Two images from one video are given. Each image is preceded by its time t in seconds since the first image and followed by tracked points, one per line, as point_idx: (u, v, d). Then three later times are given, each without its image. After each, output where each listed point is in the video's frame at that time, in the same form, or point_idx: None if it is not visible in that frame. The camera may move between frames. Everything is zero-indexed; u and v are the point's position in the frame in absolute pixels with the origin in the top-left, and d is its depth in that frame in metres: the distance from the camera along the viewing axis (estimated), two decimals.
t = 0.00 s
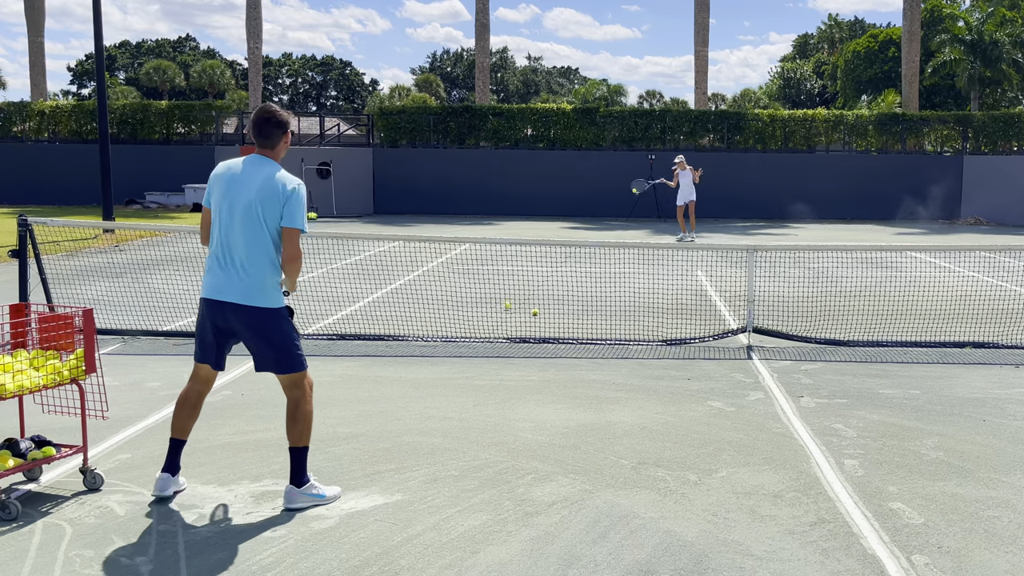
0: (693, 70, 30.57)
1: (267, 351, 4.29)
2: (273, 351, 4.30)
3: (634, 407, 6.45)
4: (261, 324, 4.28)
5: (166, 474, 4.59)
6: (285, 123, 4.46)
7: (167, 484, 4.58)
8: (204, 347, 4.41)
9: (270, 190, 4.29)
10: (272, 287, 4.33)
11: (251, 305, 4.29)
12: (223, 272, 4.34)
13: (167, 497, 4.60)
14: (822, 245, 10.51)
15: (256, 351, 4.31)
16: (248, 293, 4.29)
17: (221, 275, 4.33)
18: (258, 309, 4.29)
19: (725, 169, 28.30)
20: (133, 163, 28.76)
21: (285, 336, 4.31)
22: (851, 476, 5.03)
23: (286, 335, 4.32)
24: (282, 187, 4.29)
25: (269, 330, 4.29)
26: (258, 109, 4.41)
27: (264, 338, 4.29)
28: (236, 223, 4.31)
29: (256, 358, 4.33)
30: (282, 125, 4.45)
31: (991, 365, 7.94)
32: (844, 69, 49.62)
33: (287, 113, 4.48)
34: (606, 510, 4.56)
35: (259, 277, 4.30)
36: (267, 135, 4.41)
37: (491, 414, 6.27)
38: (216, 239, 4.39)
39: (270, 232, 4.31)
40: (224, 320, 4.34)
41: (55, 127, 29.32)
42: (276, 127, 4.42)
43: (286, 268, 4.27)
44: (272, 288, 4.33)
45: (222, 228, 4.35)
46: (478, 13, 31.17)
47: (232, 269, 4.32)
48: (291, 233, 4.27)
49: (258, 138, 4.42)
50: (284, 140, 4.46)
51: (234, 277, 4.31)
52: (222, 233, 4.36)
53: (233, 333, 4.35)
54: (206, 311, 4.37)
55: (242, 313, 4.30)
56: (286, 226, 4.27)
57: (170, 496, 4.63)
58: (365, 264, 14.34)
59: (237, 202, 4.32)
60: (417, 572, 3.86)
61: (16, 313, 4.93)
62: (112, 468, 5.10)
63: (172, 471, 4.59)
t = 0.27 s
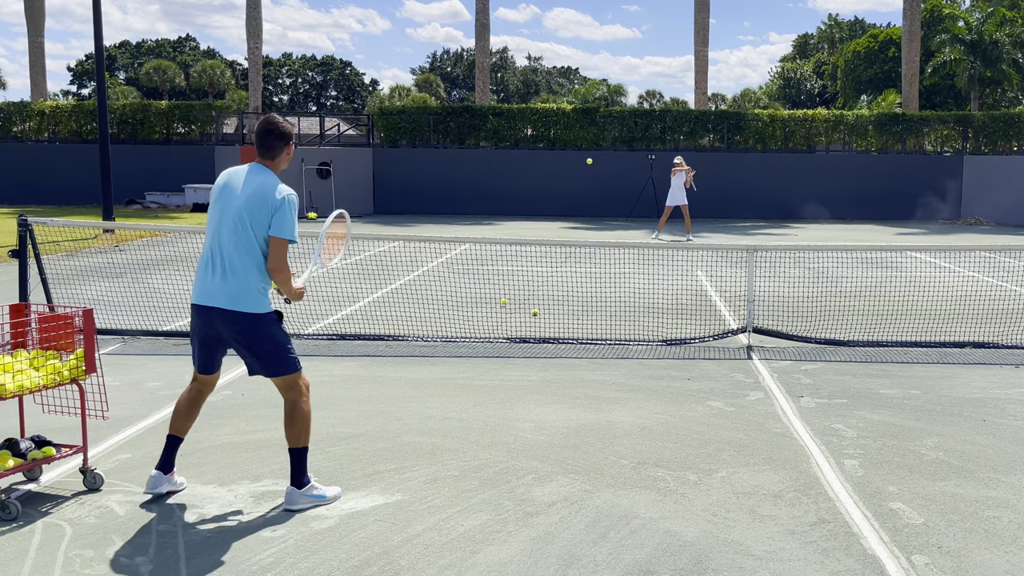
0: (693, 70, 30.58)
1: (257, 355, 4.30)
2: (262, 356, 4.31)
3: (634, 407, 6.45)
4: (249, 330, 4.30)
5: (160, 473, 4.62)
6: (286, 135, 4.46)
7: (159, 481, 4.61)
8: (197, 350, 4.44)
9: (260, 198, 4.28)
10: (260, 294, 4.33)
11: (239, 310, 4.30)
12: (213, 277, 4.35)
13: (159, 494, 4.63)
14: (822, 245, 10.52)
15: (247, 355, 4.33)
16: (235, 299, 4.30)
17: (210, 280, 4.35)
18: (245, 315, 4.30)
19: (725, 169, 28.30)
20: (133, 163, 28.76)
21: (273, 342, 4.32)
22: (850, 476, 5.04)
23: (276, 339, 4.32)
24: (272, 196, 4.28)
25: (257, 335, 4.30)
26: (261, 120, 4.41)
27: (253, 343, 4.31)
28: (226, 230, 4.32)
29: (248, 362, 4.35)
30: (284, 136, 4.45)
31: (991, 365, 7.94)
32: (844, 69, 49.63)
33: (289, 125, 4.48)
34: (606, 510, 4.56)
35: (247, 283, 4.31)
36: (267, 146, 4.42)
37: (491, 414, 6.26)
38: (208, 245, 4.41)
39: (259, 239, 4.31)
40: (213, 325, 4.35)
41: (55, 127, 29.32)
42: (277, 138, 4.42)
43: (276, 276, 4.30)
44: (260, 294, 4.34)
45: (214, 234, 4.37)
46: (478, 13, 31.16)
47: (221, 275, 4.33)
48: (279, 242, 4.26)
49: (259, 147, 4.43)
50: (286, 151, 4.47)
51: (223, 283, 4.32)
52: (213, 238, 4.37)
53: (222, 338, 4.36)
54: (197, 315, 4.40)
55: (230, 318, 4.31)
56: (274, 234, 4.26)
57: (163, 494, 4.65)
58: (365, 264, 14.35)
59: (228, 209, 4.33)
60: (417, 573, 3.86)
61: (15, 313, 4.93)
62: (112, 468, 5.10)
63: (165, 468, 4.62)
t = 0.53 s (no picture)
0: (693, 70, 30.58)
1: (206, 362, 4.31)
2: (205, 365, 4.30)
3: (634, 407, 6.45)
4: (193, 338, 4.30)
5: (147, 477, 4.60)
6: (271, 152, 4.41)
7: (146, 487, 4.60)
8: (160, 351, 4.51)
9: (216, 211, 4.26)
10: (207, 304, 4.31)
11: (184, 317, 4.30)
12: (168, 282, 4.38)
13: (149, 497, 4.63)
14: (822, 245, 10.52)
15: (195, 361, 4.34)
16: (182, 306, 4.30)
17: (165, 285, 4.37)
18: (189, 322, 4.29)
19: (725, 169, 28.30)
20: (133, 163, 28.76)
21: (216, 351, 4.30)
22: (851, 477, 5.03)
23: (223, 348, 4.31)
24: (226, 209, 4.24)
25: (198, 342, 4.29)
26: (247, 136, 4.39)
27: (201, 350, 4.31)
28: (184, 238, 4.32)
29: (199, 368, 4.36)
30: (266, 153, 4.40)
31: (991, 365, 7.94)
32: (844, 68, 49.62)
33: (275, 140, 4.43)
34: (606, 510, 4.56)
35: (195, 293, 4.29)
36: (247, 163, 4.38)
37: (491, 414, 6.26)
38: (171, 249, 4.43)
39: (211, 251, 4.28)
40: (164, 329, 4.38)
41: (55, 127, 29.31)
42: (259, 155, 4.38)
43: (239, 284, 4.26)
44: (213, 303, 4.33)
45: (176, 240, 4.39)
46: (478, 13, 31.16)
47: (174, 281, 4.35)
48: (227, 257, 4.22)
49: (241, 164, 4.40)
50: (268, 169, 4.42)
51: (176, 290, 4.33)
52: (174, 245, 4.39)
53: (173, 343, 4.39)
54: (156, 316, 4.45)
55: (176, 324, 4.32)
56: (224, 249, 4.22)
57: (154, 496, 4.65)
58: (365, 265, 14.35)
59: (189, 218, 4.34)
60: (417, 573, 3.86)
61: (16, 314, 4.93)
62: (112, 468, 5.10)
63: (152, 474, 4.61)
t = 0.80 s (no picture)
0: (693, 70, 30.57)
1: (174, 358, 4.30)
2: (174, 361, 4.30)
3: (634, 407, 6.45)
4: (164, 333, 4.29)
5: (144, 478, 4.60)
6: (257, 157, 4.44)
7: (144, 487, 4.60)
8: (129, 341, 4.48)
9: (200, 212, 4.25)
10: (182, 302, 4.31)
11: (157, 312, 4.29)
12: (143, 274, 4.35)
13: (146, 499, 4.62)
14: (822, 245, 10.52)
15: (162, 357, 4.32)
16: (157, 300, 4.29)
17: (140, 277, 4.34)
18: (162, 317, 4.29)
19: (725, 169, 28.30)
20: (133, 163, 28.75)
21: (188, 350, 4.30)
22: (851, 477, 5.03)
23: (193, 345, 4.31)
24: (212, 211, 4.25)
25: (170, 338, 4.29)
26: (236, 139, 4.42)
27: (171, 346, 4.30)
28: (162, 233, 4.30)
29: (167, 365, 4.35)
30: (249, 155, 4.42)
31: (991, 365, 7.94)
32: (844, 68, 49.62)
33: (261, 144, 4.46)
34: (606, 510, 4.56)
35: (170, 289, 4.28)
36: (232, 166, 4.40)
37: (491, 414, 6.26)
38: (145, 242, 4.40)
39: (192, 250, 4.28)
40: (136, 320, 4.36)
41: (56, 127, 29.30)
42: (242, 156, 4.40)
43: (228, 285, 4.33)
44: (187, 300, 4.32)
45: (153, 233, 4.35)
46: (478, 13, 31.16)
47: (149, 275, 4.33)
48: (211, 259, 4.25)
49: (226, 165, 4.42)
50: (248, 171, 4.42)
51: (150, 283, 4.31)
52: (152, 238, 4.36)
53: (144, 335, 4.37)
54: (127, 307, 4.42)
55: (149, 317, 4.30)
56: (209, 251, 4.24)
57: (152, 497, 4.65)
58: (365, 265, 14.34)
59: (170, 213, 4.31)
60: (417, 573, 3.85)
61: (15, 313, 4.93)
62: (112, 468, 5.10)
63: (149, 474, 4.60)
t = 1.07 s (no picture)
0: (693, 70, 30.58)
1: (181, 351, 4.32)
2: (186, 352, 4.32)
3: (634, 407, 6.45)
4: (174, 325, 4.30)
5: (143, 478, 4.59)
6: (246, 137, 4.45)
7: (144, 487, 4.59)
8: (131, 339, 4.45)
9: (205, 200, 4.28)
10: (191, 291, 4.34)
11: (166, 303, 4.30)
12: (147, 267, 4.35)
13: (145, 498, 4.61)
14: (821, 245, 10.52)
15: (171, 349, 4.33)
16: (166, 292, 4.30)
17: (144, 271, 4.34)
18: (171, 309, 4.30)
19: (725, 169, 28.31)
20: (133, 163, 28.75)
21: (199, 338, 4.33)
22: (851, 476, 5.03)
23: (202, 337, 4.33)
24: (218, 198, 4.29)
25: (181, 329, 4.31)
26: (222, 122, 4.42)
27: (179, 339, 4.31)
28: (164, 225, 4.30)
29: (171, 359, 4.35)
30: (239, 137, 4.43)
31: (991, 365, 7.95)
32: (844, 68, 49.62)
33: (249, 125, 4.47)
34: (606, 510, 4.56)
35: (178, 281, 4.30)
36: (223, 149, 4.41)
37: (491, 414, 6.27)
38: (145, 235, 4.39)
39: (198, 239, 4.31)
40: (142, 315, 4.36)
41: (56, 127, 29.30)
42: (234, 139, 4.41)
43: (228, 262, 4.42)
44: (194, 290, 4.34)
45: (154, 225, 4.34)
46: (478, 13, 31.16)
47: (154, 267, 4.33)
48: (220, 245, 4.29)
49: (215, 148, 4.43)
50: (241, 154, 4.45)
51: (155, 276, 4.31)
52: (153, 230, 4.35)
53: (150, 329, 4.36)
54: (131, 302, 4.40)
55: (157, 310, 4.30)
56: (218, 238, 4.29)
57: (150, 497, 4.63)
58: (365, 265, 14.36)
59: (172, 204, 4.31)
60: (418, 573, 3.85)
61: (15, 313, 4.93)
62: (112, 468, 5.10)
63: (148, 474, 4.59)
